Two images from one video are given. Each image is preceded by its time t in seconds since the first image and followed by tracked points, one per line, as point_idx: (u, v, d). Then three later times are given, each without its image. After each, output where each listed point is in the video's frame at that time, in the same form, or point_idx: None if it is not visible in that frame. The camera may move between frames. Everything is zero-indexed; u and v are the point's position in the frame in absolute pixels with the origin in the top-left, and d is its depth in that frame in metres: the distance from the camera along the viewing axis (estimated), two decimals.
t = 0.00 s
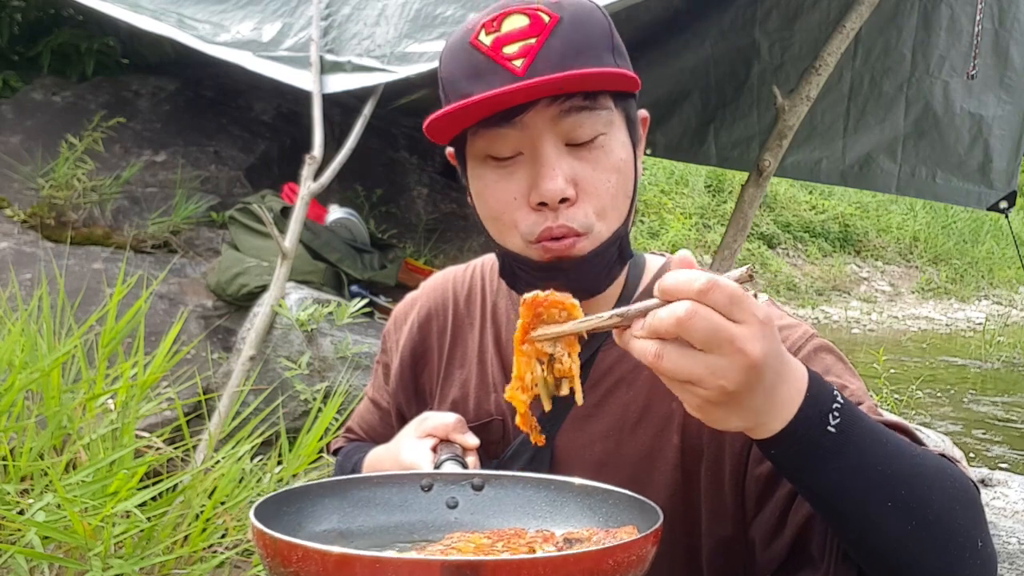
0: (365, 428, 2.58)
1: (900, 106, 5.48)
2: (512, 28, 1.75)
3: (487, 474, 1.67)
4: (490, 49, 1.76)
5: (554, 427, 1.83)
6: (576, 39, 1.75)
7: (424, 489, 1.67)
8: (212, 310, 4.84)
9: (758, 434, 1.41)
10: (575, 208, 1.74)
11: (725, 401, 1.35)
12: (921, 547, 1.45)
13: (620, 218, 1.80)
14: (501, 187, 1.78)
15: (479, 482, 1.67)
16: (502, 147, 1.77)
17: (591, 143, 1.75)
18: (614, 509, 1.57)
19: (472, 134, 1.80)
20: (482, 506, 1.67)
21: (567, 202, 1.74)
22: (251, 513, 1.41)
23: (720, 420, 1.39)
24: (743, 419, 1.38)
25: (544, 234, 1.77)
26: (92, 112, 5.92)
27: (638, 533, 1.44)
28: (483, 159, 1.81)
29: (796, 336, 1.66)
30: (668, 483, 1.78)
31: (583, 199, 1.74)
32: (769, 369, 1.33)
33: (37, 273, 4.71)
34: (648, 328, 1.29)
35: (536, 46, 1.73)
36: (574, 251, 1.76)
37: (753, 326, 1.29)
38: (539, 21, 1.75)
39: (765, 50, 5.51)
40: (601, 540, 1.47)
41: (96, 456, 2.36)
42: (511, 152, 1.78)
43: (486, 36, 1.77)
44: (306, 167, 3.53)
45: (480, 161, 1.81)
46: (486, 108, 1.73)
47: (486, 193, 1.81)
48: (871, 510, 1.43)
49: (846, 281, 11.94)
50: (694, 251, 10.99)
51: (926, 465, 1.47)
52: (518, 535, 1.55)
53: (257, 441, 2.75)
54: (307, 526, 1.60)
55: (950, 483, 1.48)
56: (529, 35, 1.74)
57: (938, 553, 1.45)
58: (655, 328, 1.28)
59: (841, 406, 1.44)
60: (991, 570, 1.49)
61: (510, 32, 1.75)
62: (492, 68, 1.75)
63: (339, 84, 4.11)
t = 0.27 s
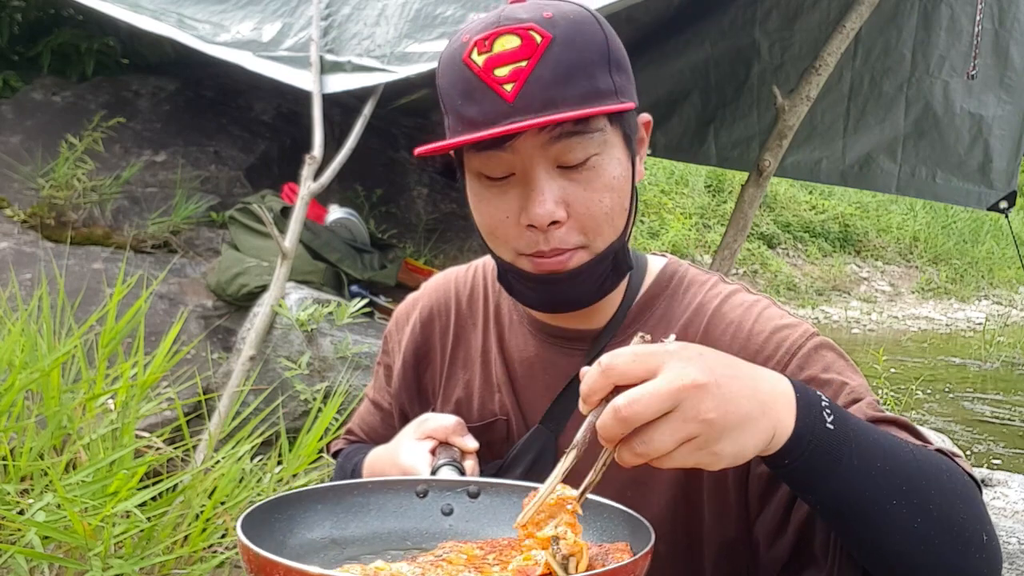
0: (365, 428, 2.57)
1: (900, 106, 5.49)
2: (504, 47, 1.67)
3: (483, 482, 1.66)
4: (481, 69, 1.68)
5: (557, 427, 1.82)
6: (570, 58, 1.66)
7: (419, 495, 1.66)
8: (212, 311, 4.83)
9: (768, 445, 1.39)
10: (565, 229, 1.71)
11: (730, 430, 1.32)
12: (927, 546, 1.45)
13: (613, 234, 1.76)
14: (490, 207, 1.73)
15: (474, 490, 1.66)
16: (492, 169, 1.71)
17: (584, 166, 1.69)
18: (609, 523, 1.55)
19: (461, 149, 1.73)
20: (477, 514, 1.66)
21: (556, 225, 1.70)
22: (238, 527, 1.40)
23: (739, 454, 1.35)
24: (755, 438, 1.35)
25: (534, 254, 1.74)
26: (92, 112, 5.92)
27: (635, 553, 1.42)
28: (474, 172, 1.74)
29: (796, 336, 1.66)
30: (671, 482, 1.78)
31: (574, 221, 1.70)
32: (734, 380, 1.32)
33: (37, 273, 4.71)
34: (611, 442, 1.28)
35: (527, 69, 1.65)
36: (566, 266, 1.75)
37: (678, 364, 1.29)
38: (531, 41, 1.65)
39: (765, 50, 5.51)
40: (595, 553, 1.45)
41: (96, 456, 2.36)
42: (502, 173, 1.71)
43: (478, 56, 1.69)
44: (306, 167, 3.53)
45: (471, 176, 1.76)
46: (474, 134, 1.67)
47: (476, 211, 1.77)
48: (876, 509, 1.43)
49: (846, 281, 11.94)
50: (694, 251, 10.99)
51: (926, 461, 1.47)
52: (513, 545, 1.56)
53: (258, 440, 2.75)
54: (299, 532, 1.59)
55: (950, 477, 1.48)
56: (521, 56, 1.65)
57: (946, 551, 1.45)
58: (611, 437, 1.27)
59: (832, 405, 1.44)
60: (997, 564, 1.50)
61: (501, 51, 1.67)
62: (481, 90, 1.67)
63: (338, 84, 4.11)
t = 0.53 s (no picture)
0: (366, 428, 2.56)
1: (899, 106, 5.48)
2: (529, 23, 1.69)
3: (483, 479, 1.65)
4: (505, 43, 1.70)
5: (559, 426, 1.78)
6: (593, 36, 1.68)
7: (419, 493, 1.65)
8: (212, 311, 4.83)
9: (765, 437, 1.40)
10: (577, 200, 1.72)
11: (733, 389, 1.34)
12: (921, 549, 1.44)
13: (623, 214, 1.77)
14: (504, 176, 1.75)
15: (474, 487, 1.65)
16: (509, 138, 1.73)
17: (598, 141, 1.72)
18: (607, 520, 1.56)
19: (479, 122, 1.76)
20: (477, 512, 1.65)
21: (569, 194, 1.71)
22: (234, 525, 1.40)
23: (740, 421, 1.36)
24: (753, 412, 1.37)
25: (544, 223, 1.75)
26: (92, 112, 5.92)
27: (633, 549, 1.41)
28: (488, 146, 1.77)
29: (797, 338, 1.66)
30: (673, 482, 1.78)
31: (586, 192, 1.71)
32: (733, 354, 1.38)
33: (37, 273, 4.71)
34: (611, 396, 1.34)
35: (551, 43, 1.66)
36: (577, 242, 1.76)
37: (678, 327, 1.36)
38: (556, 19, 1.68)
39: (765, 50, 5.52)
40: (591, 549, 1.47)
41: (96, 456, 2.35)
42: (518, 143, 1.74)
43: (502, 30, 1.71)
44: (306, 167, 3.53)
45: (485, 149, 1.78)
46: (492, 100, 1.69)
47: (488, 181, 1.78)
48: (871, 508, 1.43)
49: (846, 281, 11.94)
50: (694, 251, 10.99)
51: (920, 465, 1.47)
52: (510, 545, 1.56)
53: (258, 440, 2.75)
54: (296, 531, 1.60)
55: (944, 482, 1.48)
56: (545, 30, 1.67)
57: (939, 555, 1.45)
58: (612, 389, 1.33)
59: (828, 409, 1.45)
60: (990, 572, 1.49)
61: (526, 27, 1.69)
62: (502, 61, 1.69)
63: (338, 84, 4.11)
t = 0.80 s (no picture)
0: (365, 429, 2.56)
1: (899, 106, 5.49)
2: None
3: (482, 479, 1.65)
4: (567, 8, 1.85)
5: (562, 427, 1.78)
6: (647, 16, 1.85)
7: (419, 493, 1.66)
8: (212, 310, 4.84)
9: (701, 404, 1.42)
10: (615, 158, 1.75)
11: (678, 330, 1.40)
12: (863, 545, 1.44)
13: (653, 190, 1.79)
14: (549, 124, 1.80)
15: (475, 487, 1.65)
16: (558, 92, 1.82)
17: (642, 112, 1.80)
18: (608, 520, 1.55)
19: (529, 79, 1.86)
20: (477, 512, 1.65)
21: (608, 148, 1.75)
22: (231, 524, 1.41)
23: (672, 367, 1.40)
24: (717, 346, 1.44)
25: (579, 175, 1.77)
26: (92, 112, 5.92)
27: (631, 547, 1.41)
28: (534, 101, 1.85)
29: (793, 344, 1.65)
30: (671, 485, 1.78)
31: (625, 150, 1.75)
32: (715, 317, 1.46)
33: (37, 273, 4.71)
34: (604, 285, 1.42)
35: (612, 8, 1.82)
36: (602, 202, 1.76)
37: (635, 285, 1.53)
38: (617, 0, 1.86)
39: (765, 51, 5.52)
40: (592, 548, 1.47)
41: (96, 456, 2.36)
42: (565, 100, 1.82)
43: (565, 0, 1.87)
44: (306, 167, 3.53)
45: (530, 104, 1.85)
46: (555, 41, 1.80)
47: (528, 130, 1.82)
48: (817, 496, 1.42)
49: (846, 281, 11.94)
50: (694, 250, 10.99)
51: (878, 465, 1.45)
52: (510, 545, 1.56)
53: (257, 441, 2.75)
54: (295, 530, 1.60)
55: (903, 485, 1.46)
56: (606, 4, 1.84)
57: (883, 556, 1.44)
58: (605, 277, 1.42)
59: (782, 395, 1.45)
60: None
61: None
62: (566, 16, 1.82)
63: (339, 84, 4.11)
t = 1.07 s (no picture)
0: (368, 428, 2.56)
1: (899, 106, 5.49)
2: None
3: (482, 474, 1.66)
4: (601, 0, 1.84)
5: (564, 427, 1.79)
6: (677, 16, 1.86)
7: (418, 487, 1.66)
8: (212, 310, 4.84)
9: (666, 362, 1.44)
10: (640, 148, 1.74)
11: (645, 289, 1.46)
12: (818, 523, 1.41)
13: (673, 185, 1.78)
14: (577, 112, 1.79)
15: (474, 482, 1.66)
16: (587, 83, 1.81)
17: (666, 109, 1.80)
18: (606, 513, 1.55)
19: (558, 67, 1.85)
20: (476, 507, 1.66)
21: (634, 138, 1.74)
22: (231, 511, 1.41)
23: (636, 324, 1.45)
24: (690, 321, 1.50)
25: (604, 162, 1.74)
26: (92, 112, 5.92)
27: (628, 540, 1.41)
28: (560, 90, 1.83)
29: (790, 344, 1.65)
30: (671, 485, 1.78)
31: (650, 143, 1.74)
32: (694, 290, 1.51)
33: (37, 273, 4.71)
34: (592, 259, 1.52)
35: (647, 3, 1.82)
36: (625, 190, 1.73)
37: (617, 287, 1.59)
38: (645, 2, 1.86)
39: (765, 50, 5.51)
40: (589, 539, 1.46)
41: (96, 455, 2.35)
42: (592, 91, 1.81)
43: None
44: (306, 167, 3.53)
45: (557, 94, 1.83)
46: (592, 27, 1.79)
47: (553, 118, 1.80)
48: (775, 465, 1.41)
49: (846, 281, 11.94)
50: (694, 251, 10.99)
51: (846, 446, 1.44)
52: (508, 538, 1.56)
53: (257, 441, 2.75)
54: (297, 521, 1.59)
55: (871, 472, 1.43)
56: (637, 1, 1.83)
57: (838, 534, 1.42)
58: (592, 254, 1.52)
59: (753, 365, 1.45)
60: None
61: None
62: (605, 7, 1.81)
63: (339, 83, 4.11)
